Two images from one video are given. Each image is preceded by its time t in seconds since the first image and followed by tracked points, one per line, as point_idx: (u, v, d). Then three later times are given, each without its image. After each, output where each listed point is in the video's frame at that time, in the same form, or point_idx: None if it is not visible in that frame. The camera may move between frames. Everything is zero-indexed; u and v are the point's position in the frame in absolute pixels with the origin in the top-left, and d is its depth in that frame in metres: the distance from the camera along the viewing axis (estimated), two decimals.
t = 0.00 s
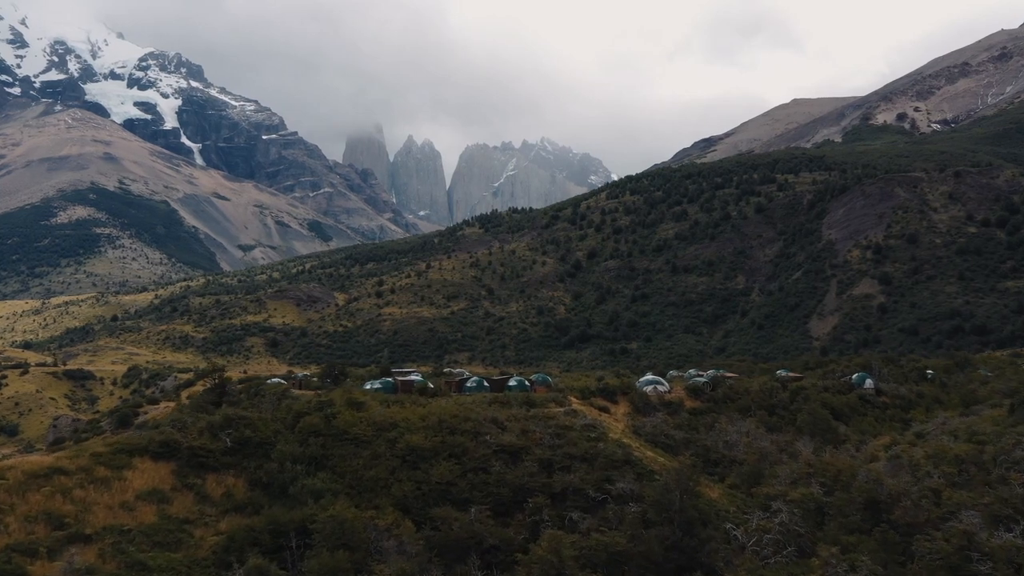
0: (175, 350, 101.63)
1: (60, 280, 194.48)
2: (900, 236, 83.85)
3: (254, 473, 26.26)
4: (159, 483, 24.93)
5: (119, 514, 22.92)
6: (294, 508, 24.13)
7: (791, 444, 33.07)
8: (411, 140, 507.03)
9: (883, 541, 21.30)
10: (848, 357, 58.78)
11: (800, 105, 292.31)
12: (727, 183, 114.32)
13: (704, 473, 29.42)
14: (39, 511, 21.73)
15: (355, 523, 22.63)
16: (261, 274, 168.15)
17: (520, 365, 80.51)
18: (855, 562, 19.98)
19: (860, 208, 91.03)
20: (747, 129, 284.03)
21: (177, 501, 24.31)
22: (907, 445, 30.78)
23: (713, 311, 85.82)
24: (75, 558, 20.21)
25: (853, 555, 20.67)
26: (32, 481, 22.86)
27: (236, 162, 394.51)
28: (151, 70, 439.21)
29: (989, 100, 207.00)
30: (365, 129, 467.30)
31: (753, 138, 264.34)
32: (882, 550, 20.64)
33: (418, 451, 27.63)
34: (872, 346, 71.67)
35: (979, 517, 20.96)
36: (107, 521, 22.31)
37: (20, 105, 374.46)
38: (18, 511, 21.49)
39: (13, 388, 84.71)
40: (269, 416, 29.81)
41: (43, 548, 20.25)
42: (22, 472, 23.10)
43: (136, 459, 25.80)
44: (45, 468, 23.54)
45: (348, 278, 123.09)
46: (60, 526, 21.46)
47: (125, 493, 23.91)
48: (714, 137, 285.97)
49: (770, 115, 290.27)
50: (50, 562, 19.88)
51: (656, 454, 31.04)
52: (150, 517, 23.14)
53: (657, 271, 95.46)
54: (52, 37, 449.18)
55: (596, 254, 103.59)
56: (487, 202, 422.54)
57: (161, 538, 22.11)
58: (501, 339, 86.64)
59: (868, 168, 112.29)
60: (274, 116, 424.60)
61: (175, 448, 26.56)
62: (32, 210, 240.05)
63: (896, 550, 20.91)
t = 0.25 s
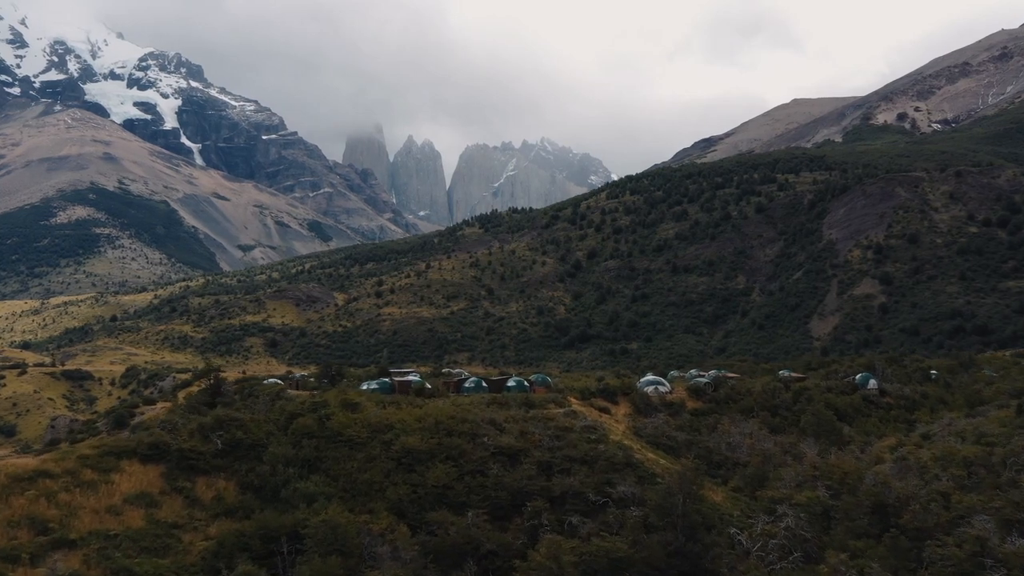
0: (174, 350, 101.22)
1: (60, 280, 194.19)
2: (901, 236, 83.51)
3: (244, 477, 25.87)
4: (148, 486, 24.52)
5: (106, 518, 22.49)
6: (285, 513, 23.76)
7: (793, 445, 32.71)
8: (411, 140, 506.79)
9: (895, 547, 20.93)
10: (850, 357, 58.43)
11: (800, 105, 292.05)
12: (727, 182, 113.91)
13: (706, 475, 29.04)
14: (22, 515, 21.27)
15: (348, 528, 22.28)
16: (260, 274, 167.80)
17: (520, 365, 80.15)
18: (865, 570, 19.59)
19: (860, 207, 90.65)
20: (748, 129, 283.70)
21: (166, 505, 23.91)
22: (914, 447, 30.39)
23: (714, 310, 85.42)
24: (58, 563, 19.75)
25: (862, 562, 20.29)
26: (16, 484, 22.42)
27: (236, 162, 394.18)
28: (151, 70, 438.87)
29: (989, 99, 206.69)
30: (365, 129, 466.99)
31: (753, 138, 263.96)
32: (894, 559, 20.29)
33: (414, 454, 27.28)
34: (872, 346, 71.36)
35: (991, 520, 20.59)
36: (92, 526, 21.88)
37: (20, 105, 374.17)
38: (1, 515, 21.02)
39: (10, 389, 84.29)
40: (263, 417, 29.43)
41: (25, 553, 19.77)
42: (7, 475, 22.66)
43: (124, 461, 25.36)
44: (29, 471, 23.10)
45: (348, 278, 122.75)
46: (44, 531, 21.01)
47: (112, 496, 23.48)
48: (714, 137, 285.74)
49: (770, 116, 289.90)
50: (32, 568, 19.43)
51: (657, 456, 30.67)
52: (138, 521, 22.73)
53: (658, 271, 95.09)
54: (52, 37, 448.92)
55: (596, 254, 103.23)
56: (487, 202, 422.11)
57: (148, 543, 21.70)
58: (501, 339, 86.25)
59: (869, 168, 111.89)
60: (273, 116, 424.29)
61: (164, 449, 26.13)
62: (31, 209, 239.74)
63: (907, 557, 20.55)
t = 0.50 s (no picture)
0: (173, 350, 100.83)
1: (59, 280, 193.86)
2: (902, 236, 83.15)
3: (235, 481, 25.54)
4: (136, 490, 24.22)
5: (91, 524, 22.17)
6: (277, 518, 23.46)
7: (796, 447, 32.39)
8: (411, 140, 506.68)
9: (905, 554, 20.70)
10: (852, 358, 58.10)
11: (801, 105, 291.65)
12: (727, 182, 113.50)
13: (708, 477, 28.72)
14: (6, 521, 20.94)
15: (341, 533, 21.95)
16: (260, 274, 167.35)
17: (519, 366, 79.81)
18: None
19: (861, 207, 90.25)
20: (748, 129, 283.28)
21: (154, 510, 23.61)
22: (920, 448, 30.08)
23: (714, 311, 85.05)
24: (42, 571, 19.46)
25: (872, 569, 20.05)
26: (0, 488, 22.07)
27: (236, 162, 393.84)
28: (150, 70, 438.55)
29: (990, 99, 206.30)
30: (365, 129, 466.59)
31: (753, 138, 263.51)
32: (906, 566, 20.03)
33: (409, 456, 26.89)
34: (873, 346, 71.11)
35: (1002, 525, 20.31)
36: (77, 532, 21.57)
37: (19, 105, 373.75)
38: None
39: (7, 389, 83.85)
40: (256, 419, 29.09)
41: (7, 561, 19.46)
42: None
43: (112, 464, 25.03)
44: (14, 474, 22.73)
45: (347, 278, 122.37)
46: (27, 537, 20.70)
47: (98, 501, 23.14)
48: (714, 137, 285.38)
49: (770, 116, 289.47)
50: None
51: (658, 458, 30.35)
52: (124, 527, 22.44)
53: (658, 271, 94.73)
54: (52, 37, 448.48)
55: (596, 254, 102.85)
56: (487, 202, 421.77)
57: (135, 550, 21.43)
58: (500, 339, 85.89)
59: (870, 168, 111.50)
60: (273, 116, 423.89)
61: (153, 452, 25.81)
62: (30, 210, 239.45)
63: (920, 564, 20.31)
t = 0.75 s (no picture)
0: (171, 350, 100.43)
1: (58, 280, 193.64)
2: (903, 236, 82.78)
3: (224, 485, 25.20)
4: (123, 495, 23.86)
5: (76, 530, 21.82)
6: (268, 523, 23.07)
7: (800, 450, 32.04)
8: (411, 140, 506.22)
9: (917, 561, 20.32)
10: (854, 359, 57.78)
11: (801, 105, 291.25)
12: (728, 182, 113.11)
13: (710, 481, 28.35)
14: None
15: (333, 540, 21.62)
16: (259, 274, 167.00)
17: (519, 366, 79.47)
18: None
19: (862, 207, 89.85)
20: (748, 129, 282.84)
21: (141, 515, 23.24)
22: (927, 451, 29.69)
23: (714, 311, 84.69)
24: None
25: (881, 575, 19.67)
26: None
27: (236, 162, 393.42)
28: (150, 70, 438.30)
29: (990, 99, 205.91)
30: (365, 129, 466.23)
31: (753, 138, 263.13)
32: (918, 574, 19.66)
33: (404, 460, 26.59)
34: (874, 347, 70.81)
35: (1015, 530, 19.94)
36: (60, 538, 21.21)
37: (19, 105, 373.43)
38: None
39: (5, 390, 83.49)
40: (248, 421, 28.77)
41: None
42: None
43: (98, 468, 24.69)
44: None
45: (347, 278, 122.01)
46: (10, 544, 20.33)
47: (84, 506, 22.76)
48: (714, 137, 285.01)
49: (770, 116, 289.07)
50: None
51: (659, 460, 30.00)
52: (110, 533, 22.11)
53: (658, 271, 94.35)
54: (52, 37, 448.21)
55: (596, 254, 102.43)
56: (487, 202, 421.38)
57: (121, 557, 21.06)
58: (500, 339, 85.52)
59: (871, 168, 111.01)
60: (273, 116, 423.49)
61: (141, 456, 25.48)
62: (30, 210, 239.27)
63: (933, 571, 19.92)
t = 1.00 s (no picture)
0: (170, 350, 100.01)
1: (57, 280, 193.34)
2: (904, 236, 82.42)
3: (214, 490, 24.87)
4: (109, 500, 23.53)
5: (59, 536, 21.48)
6: (258, 530, 22.73)
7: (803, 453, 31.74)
8: (411, 140, 505.97)
9: (928, 569, 19.98)
10: (855, 360, 57.40)
11: (801, 105, 290.87)
12: (728, 182, 112.73)
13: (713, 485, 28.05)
14: None
15: (325, 548, 21.28)
16: (259, 274, 166.66)
17: (519, 367, 79.13)
18: None
19: (863, 207, 89.43)
20: (748, 129, 282.40)
21: (127, 522, 22.91)
22: (934, 454, 29.35)
23: (715, 311, 84.33)
24: None
25: None
26: None
27: (235, 162, 393.09)
28: (150, 70, 438.02)
29: (991, 99, 205.53)
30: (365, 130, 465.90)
31: (754, 138, 262.84)
32: None
33: (399, 464, 26.27)
34: (875, 347, 70.54)
35: None
36: (42, 545, 20.88)
37: (18, 105, 372.97)
38: None
39: (3, 390, 83.07)
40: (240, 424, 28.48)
41: None
42: None
43: (84, 472, 24.38)
44: None
45: (346, 278, 121.62)
46: None
47: (69, 512, 22.44)
48: (714, 137, 284.52)
49: (770, 116, 288.77)
50: None
51: (660, 463, 29.68)
52: (95, 540, 21.76)
53: (658, 271, 93.98)
54: (52, 37, 447.90)
55: (597, 254, 102.06)
56: (487, 202, 421.06)
57: (106, 565, 20.71)
58: (500, 339, 85.19)
59: (871, 167, 110.64)
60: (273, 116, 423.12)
61: (128, 461, 25.17)
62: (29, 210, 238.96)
63: None
